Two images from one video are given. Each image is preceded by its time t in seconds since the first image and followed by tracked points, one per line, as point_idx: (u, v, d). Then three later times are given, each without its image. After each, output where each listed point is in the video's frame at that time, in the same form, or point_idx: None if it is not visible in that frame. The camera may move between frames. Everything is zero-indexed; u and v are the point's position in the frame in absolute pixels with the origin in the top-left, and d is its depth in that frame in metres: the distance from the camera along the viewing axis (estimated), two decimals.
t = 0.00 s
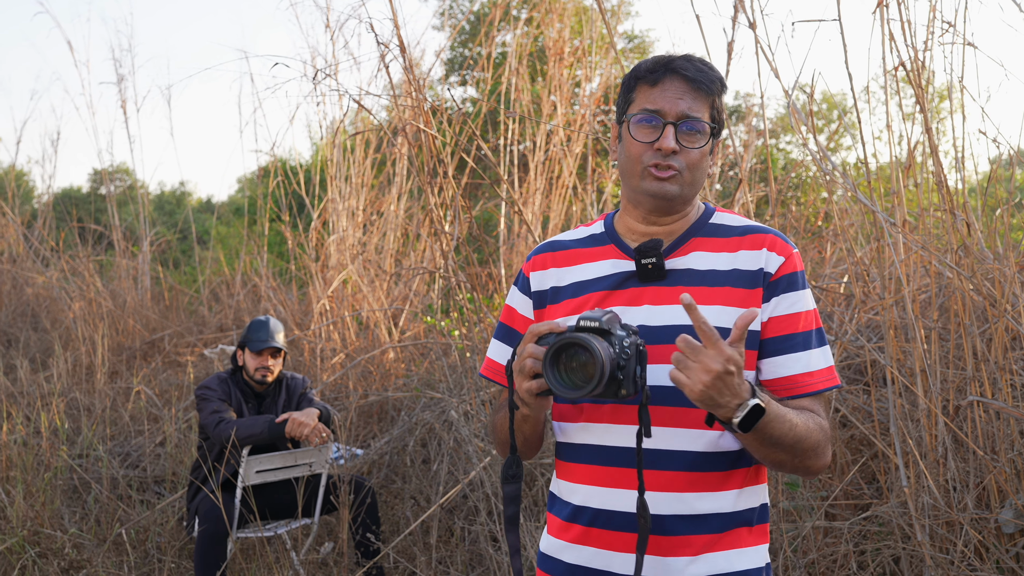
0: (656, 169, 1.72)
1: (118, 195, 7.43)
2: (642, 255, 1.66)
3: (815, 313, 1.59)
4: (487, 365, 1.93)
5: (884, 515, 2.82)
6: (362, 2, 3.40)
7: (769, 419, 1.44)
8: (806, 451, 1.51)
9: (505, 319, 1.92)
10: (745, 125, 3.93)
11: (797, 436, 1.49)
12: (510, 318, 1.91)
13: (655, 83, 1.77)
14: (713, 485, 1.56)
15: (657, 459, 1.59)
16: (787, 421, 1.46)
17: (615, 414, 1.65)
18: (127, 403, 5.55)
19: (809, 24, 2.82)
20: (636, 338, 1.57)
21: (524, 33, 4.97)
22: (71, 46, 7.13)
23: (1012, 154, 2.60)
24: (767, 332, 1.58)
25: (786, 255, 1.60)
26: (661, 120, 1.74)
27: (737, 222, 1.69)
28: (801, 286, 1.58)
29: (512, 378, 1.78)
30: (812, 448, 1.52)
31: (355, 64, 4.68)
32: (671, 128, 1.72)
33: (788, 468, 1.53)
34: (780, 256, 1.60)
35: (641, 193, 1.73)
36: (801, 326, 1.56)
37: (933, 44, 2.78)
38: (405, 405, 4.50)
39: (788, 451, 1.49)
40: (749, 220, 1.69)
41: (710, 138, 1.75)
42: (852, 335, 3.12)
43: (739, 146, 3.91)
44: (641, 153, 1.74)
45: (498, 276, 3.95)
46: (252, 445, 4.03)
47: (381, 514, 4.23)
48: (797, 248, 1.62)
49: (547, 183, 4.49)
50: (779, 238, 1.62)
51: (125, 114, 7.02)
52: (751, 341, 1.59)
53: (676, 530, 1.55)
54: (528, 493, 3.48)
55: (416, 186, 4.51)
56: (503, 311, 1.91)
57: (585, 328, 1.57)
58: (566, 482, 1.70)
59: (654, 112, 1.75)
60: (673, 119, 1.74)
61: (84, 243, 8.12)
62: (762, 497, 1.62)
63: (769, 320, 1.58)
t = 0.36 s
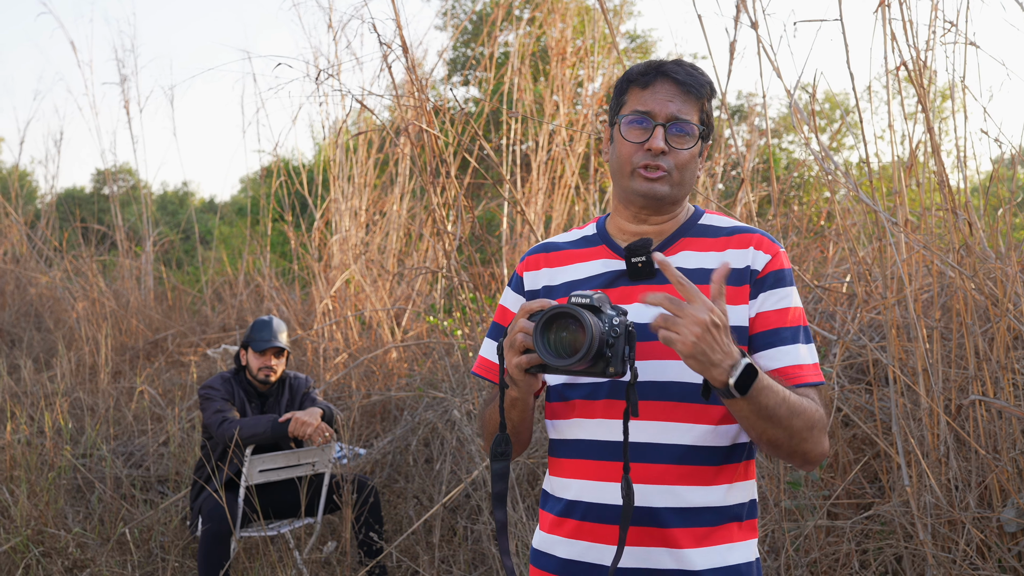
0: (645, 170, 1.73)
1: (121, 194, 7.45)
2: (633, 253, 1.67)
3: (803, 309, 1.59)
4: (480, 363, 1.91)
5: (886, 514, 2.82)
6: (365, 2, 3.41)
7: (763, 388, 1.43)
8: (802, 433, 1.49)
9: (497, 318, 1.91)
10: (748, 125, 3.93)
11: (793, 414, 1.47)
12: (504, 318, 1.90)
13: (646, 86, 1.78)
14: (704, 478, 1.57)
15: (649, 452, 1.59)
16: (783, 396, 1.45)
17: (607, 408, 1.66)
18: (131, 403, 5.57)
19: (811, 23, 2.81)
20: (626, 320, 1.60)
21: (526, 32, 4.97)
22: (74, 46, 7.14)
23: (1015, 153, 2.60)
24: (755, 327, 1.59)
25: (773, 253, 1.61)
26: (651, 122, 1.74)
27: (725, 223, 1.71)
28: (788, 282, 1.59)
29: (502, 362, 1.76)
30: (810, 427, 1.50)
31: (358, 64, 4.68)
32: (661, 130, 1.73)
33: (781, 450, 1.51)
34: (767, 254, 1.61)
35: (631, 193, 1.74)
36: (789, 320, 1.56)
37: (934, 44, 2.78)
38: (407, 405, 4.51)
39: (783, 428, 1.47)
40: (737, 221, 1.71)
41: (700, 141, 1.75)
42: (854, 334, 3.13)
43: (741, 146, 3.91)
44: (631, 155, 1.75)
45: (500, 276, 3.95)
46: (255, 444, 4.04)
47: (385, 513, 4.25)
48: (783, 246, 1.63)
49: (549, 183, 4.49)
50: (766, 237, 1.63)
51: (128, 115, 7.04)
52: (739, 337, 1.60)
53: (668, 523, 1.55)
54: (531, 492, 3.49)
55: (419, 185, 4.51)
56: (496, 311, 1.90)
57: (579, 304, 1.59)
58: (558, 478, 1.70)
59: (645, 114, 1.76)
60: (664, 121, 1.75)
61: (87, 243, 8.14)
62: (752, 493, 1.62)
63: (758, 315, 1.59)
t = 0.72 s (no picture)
0: (645, 163, 1.74)
1: (128, 195, 7.48)
2: (633, 252, 1.68)
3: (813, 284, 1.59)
4: (482, 365, 1.91)
5: (892, 515, 2.82)
6: (372, 3, 3.43)
7: (785, 350, 1.43)
8: (854, 382, 1.42)
9: (497, 320, 1.91)
10: (754, 125, 3.93)
11: (832, 365, 1.42)
12: (504, 320, 1.90)
13: (648, 84, 1.82)
14: (710, 475, 1.57)
15: (654, 449, 1.60)
16: (810, 353, 1.43)
17: (611, 407, 1.67)
18: (138, 403, 5.60)
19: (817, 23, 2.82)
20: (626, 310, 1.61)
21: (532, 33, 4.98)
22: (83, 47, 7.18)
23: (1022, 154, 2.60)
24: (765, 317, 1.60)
25: (769, 245, 1.63)
26: (652, 118, 1.77)
27: (721, 224, 1.72)
28: (793, 265, 1.60)
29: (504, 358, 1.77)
30: (861, 374, 1.43)
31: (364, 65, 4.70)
32: (662, 125, 1.76)
33: (847, 409, 1.43)
34: (765, 247, 1.63)
35: (629, 187, 1.75)
36: (805, 296, 1.55)
37: (941, 44, 2.78)
38: (414, 405, 4.53)
39: (827, 384, 1.42)
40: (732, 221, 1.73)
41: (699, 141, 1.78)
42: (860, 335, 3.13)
43: (747, 146, 3.92)
44: (632, 149, 1.77)
45: (506, 276, 3.96)
46: (263, 444, 4.06)
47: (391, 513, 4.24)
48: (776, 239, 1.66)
49: (556, 183, 4.49)
50: (762, 233, 1.66)
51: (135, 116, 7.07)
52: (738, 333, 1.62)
53: (674, 519, 1.56)
54: (537, 492, 3.50)
55: (426, 186, 4.53)
56: (497, 313, 1.91)
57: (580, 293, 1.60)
58: (563, 476, 1.71)
59: (647, 110, 1.79)
60: (664, 118, 1.78)
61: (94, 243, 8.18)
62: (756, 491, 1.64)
63: (769, 302, 1.59)
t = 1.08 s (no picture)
0: (662, 157, 1.76)
1: (135, 196, 7.52)
2: (645, 256, 1.69)
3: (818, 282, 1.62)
4: (490, 366, 1.90)
5: (899, 517, 2.82)
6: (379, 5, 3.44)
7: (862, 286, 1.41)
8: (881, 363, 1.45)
9: (507, 324, 1.92)
10: (761, 126, 3.93)
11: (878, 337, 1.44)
12: (513, 322, 1.91)
13: (666, 83, 1.84)
14: (726, 477, 1.58)
15: (670, 451, 1.60)
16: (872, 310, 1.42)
17: (625, 409, 1.67)
18: (146, 404, 5.63)
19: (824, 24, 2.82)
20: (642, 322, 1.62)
21: (539, 34, 4.99)
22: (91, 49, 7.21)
23: None
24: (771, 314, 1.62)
25: (778, 246, 1.66)
26: (670, 114, 1.79)
27: (731, 226, 1.75)
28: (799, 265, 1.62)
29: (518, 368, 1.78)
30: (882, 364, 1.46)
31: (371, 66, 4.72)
32: (681, 121, 1.77)
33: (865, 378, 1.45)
34: (774, 248, 1.65)
35: (643, 181, 1.77)
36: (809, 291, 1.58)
37: (948, 46, 2.79)
38: (421, 406, 4.54)
39: (869, 342, 1.43)
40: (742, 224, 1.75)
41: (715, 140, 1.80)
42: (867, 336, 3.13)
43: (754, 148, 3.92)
44: (648, 143, 1.78)
45: (513, 278, 3.97)
46: (271, 445, 4.08)
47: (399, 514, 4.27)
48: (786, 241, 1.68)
49: (562, 184, 4.51)
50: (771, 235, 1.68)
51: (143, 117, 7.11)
52: (752, 334, 1.63)
53: (692, 520, 1.56)
54: (544, 493, 3.51)
55: (433, 187, 4.55)
56: (506, 315, 1.92)
57: (595, 307, 1.61)
58: (578, 480, 1.71)
59: (665, 106, 1.81)
60: (682, 114, 1.79)
61: (102, 244, 8.21)
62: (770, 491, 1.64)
63: (776, 298, 1.61)
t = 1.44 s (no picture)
0: (674, 157, 1.76)
1: (145, 198, 7.56)
2: (660, 260, 1.69)
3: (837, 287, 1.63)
4: (502, 369, 1.91)
5: (910, 519, 2.81)
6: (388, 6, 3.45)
7: (857, 352, 1.46)
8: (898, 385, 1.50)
9: (519, 325, 1.92)
10: (770, 127, 3.92)
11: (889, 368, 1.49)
12: (525, 324, 1.91)
13: (674, 82, 1.86)
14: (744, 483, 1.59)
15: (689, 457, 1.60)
16: (876, 357, 1.48)
17: (642, 416, 1.67)
18: (155, 405, 5.66)
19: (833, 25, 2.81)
20: (659, 329, 1.63)
21: (548, 36, 5.00)
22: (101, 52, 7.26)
23: None
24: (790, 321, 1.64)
25: (796, 249, 1.68)
26: (680, 114, 1.80)
27: (745, 227, 1.74)
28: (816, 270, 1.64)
29: (534, 374, 1.78)
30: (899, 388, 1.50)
31: (379, 68, 4.73)
32: (690, 120, 1.78)
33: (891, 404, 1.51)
34: (792, 252, 1.68)
35: (657, 183, 1.76)
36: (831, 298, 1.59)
37: (959, 47, 2.78)
38: (430, 408, 4.56)
39: (884, 386, 1.49)
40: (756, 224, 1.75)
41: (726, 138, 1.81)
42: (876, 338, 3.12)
43: (762, 149, 3.92)
44: (659, 144, 1.79)
45: (522, 279, 3.98)
46: (280, 446, 4.09)
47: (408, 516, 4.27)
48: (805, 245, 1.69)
49: (570, 186, 4.51)
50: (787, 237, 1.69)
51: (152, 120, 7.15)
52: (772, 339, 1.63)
53: (711, 527, 1.57)
54: (553, 495, 3.52)
55: (441, 188, 4.56)
56: (518, 317, 1.92)
57: (613, 314, 1.62)
58: (596, 486, 1.71)
59: (674, 107, 1.82)
60: (692, 114, 1.80)
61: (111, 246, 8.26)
62: (786, 495, 1.66)
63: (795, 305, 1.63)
